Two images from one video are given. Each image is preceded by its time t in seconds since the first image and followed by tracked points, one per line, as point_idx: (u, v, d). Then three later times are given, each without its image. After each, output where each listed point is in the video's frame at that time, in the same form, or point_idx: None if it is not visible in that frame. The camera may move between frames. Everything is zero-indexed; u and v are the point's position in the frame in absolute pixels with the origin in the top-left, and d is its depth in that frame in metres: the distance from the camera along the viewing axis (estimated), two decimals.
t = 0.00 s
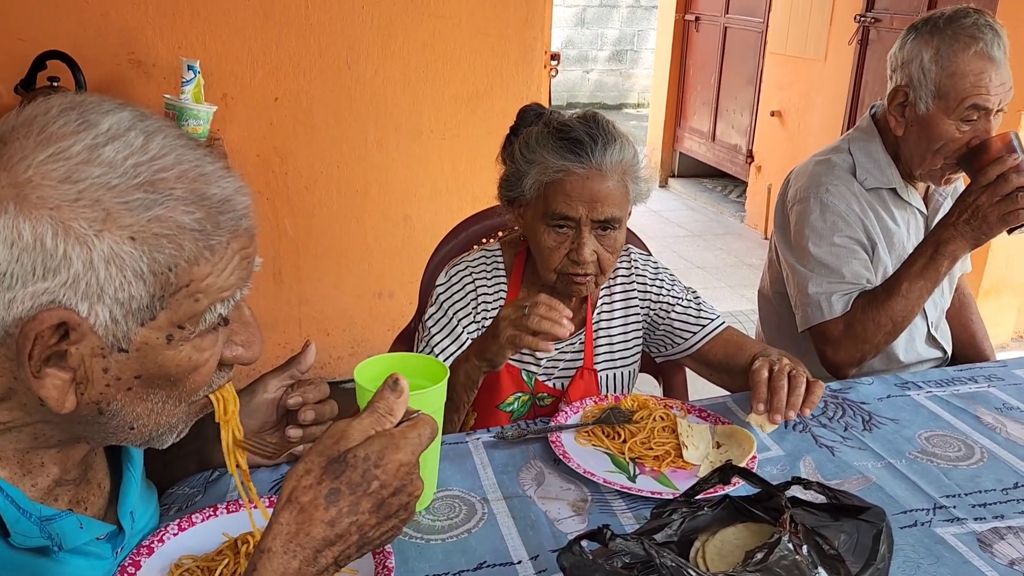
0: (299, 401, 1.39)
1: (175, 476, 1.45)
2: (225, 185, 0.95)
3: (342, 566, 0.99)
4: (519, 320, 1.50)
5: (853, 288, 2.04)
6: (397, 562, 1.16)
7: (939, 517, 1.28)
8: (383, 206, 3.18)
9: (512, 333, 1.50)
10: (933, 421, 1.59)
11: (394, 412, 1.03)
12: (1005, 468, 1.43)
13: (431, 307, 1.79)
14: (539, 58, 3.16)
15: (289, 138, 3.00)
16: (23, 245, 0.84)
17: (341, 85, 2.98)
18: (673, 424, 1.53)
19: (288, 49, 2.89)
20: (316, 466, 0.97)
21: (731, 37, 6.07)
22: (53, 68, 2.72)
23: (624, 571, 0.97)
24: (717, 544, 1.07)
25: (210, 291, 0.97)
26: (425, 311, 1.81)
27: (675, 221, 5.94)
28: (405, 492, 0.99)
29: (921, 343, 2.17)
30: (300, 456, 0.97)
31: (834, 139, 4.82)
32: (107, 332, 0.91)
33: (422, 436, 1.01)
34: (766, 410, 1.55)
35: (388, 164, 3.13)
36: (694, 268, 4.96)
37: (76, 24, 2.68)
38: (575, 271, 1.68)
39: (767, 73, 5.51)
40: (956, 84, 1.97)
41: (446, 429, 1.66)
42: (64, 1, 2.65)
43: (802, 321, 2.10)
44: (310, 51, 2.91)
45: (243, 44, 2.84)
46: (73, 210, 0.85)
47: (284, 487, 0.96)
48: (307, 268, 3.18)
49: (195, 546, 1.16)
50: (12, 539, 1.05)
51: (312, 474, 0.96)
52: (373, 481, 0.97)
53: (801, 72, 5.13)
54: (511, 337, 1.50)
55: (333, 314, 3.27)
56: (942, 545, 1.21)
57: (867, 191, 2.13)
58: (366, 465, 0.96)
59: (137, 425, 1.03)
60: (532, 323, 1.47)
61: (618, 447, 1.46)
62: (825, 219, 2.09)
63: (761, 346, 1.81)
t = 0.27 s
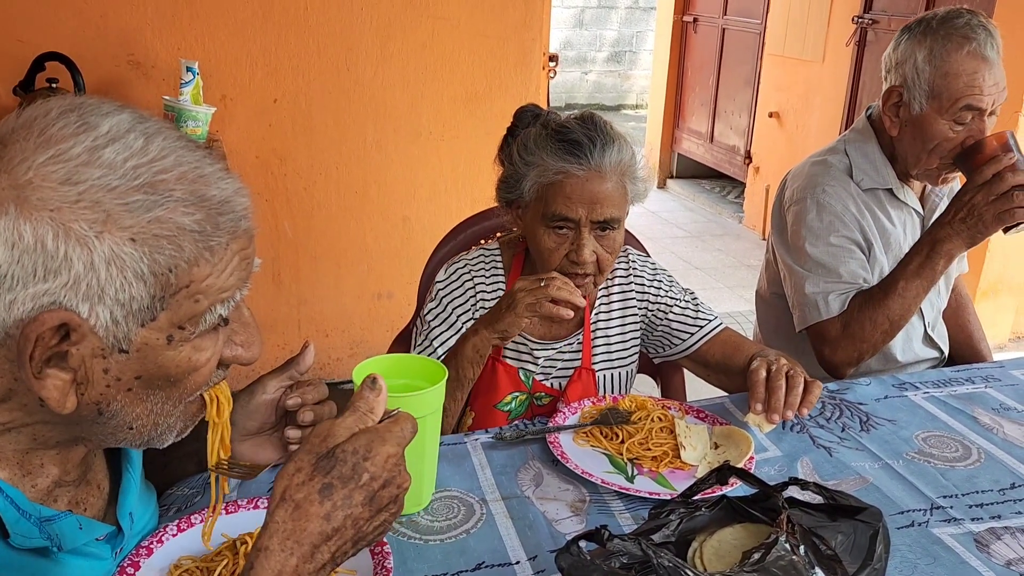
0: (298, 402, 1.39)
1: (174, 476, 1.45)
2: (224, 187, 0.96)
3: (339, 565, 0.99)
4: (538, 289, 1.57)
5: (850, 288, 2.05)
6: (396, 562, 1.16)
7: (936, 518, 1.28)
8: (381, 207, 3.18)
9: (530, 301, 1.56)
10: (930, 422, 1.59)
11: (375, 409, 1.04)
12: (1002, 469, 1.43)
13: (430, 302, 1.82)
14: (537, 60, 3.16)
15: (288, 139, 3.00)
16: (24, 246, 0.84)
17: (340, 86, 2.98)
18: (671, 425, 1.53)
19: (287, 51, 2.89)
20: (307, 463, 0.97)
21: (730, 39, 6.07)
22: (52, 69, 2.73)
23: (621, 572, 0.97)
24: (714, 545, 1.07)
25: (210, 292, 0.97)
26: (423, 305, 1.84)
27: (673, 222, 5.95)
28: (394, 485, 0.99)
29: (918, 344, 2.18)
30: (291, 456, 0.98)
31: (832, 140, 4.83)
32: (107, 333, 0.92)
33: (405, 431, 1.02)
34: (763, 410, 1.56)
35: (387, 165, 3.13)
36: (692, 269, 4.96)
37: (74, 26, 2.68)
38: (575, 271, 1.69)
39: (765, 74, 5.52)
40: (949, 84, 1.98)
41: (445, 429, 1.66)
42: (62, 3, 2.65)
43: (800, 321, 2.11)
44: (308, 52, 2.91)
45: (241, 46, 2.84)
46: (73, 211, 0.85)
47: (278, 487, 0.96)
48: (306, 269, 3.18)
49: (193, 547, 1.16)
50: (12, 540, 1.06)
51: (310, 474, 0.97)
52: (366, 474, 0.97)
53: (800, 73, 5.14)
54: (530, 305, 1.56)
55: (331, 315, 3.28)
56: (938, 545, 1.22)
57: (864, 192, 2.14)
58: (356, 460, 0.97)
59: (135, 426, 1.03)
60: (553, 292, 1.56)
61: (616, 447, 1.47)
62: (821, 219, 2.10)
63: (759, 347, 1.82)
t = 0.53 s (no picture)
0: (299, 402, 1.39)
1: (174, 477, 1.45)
2: (227, 188, 0.96)
3: (339, 564, 0.99)
4: (542, 279, 1.57)
5: (851, 287, 2.05)
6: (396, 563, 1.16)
7: (937, 518, 1.28)
8: (381, 208, 3.18)
9: (534, 290, 1.56)
10: (930, 422, 1.59)
11: (373, 409, 1.05)
12: (1002, 469, 1.43)
13: (431, 297, 1.82)
14: (537, 61, 3.16)
15: (288, 140, 3.00)
16: (27, 246, 0.84)
17: (339, 87, 2.98)
18: (671, 426, 1.53)
19: (287, 51, 2.89)
20: (306, 464, 0.97)
21: (729, 40, 6.08)
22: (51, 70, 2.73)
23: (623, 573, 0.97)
24: (716, 545, 1.07)
25: (212, 293, 0.97)
26: (424, 300, 1.84)
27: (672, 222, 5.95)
28: (394, 484, 0.99)
29: (918, 344, 2.18)
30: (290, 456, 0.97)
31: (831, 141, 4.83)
32: (109, 333, 0.91)
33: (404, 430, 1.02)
34: (765, 410, 1.56)
35: (387, 165, 3.13)
36: (691, 269, 4.96)
37: (74, 26, 2.68)
38: (576, 271, 1.69)
39: (764, 75, 5.52)
40: (948, 83, 1.98)
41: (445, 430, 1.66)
42: (62, 3, 2.65)
43: (801, 321, 2.11)
44: (308, 53, 2.91)
45: (241, 46, 2.84)
46: (77, 212, 0.85)
47: (278, 487, 0.96)
48: (306, 270, 3.18)
49: (194, 548, 1.16)
50: (11, 541, 1.05)
51: (310, 474, 0.96)
52: (365, 474, 0.97)
53: (799, 74, 5.14)
54: (534, 295, 1.56)
55: (331, 315, 3.27)
56: (939, 546, 1.21)
57: (864, 192, 2.14)
58: (356, 460, 0.97)
59: (136, 429, 1.03)
60: (557, 284, 1.55)
61: (616, 448, 1.47)
62: (821, 219, 2.10)
63: (759, 347, 1.82)
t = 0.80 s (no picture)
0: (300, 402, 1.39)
1: (174, 479, 1.45)
2: (231, 190, 0.96)
3: (340, 565, 0.99)
4: (553, 264, 1.62)
5: (851, 287, 2.05)
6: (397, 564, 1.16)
7: (937, 519, 1.29)
8: (380, 209, 3.18)
9: (545, 275, 1.61)
10: (931, 423, 1.59)
11: (373, 409, 1.04)
12: (1002, 470, 1.43)
13: (432, 294, 1.83)
14: (536, 61, 3.17)
15: (288, 141, 3.00)
16: (31, 248, 0.84)
17: (339, 87, 2.98)
18: (672, 427, 1.53)
19: (287, 52, 2.89)
20: (308, 466, 0.97)
21: (728, 40, 6.08)
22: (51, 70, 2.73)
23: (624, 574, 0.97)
24: (717, 547, 1.07)
25: (215, 295, 0.97)
26: (425, 297, 1.84)
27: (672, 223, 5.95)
28: (394, 486, 0.99)
29: (918, 345, 2.18)
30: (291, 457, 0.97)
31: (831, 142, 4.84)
32: (112, 335, 0.91)
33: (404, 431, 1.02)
34: (766, 412, 1.56)
35: (386, 166, 3.13)
36: (691, 270, 4.96)
37: (74, 27, 2.68)
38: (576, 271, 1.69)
39: (763, 76, 5.53)
40: (947, 83, 1.99)
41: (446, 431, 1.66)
42: (62, 4, 2.65)
43: (801, 321, 2.11)
44: (308, 54, 2.91)
45: (241, 47, 2.84)
46: (81, 214, 0.85)
47: (279, 489, 0.96)
48: (305, 270, 3.18)
49: (195, 549, 1.16)
50: (12, 542, 1.05)
51: (312, 476, 0.96)
52: (366, 476, 0.97)
53: (798, 75, 5.15)
54: (544, 280, 1.60)
55: (330, 316, 3.27)
56: (940, 548, 1.22)
57: (864, 193, 2.14)
58: (358, 461, 0.97)
59: (138, 429, 1.03)
60: (567, 270, 1.61)
61: (617, 449, 1.47)
62: (822, 219, 2.10)
63: (759, 348, 1.82)
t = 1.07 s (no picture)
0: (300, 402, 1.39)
1: (174, 479, 1.45)
2: (232, 193, 0.96)
3: (340, 566, 0.99)
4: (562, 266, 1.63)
5: (852, 288, 2.05)
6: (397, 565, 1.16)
7: (936, 520, 1.29)
8: (380, 209, 3.18)
9: (555, 277, 1.61)
10: (930, 424, 1.60)
11: (374, 411, 1.04)
12: (1002, 471, 1.43)
13: (433, 294, 1.82)
14: (536, 62, 3.17)
15: (288, 142, 3.00)
16: (32, 250, 0.84)
17: (339, 88, 2.99)
18: (672, 428, 1.53)
19: (286, 52, 2.89)
20: (308, 467, 0.97)
21: (727, 41, 6.09)
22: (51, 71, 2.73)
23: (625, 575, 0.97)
24: (717, 548, 1.07)
25: (216, 297, 0.97)
26: (426, 298, 1.84)
27: (671, 223, 5.95)
28: (393, 487, 0.99)
29: (917, 346, 2.19)
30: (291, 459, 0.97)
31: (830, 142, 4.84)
32: (113, 337, 0.92)
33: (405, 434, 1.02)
34: (767, 413, 1.57)
35: (386, 167, 3.13)
36: (690, 270, 4.97)
37: (74, 28, 2.68)
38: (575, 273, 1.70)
39: (763, 76, 5.53)
40: (946, 83, 1.99)
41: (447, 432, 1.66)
42: (62, 5, 2.65)
43: (802, 321, 2.11)
44: (309, 55, 2.91)
45: (241, 48, 2.84)
46: (83, 216, 0.86)
47: (279, 489, 0.96)
48: (305, 271, 3.18)
49: (195, 550, 1.16)
50: (13, 543, 1.05)
51: (312, 477, 0.97)
52: (367, 478, 0.97)
53: (798, 75, 5.15)
54: (555, 280, 1.60)
55: (330, 316, 3.27)
56: (939, 548, 1.22)
57: (865, 193, 2.14)
58: (358, 463, 0.97)
59: (139, 430, 1.03)
60: (576, 271, 1.62)
61: (617, 450, 1.47)
62: (822, 220, 2.11)
63: (759, 349, 1.82)
